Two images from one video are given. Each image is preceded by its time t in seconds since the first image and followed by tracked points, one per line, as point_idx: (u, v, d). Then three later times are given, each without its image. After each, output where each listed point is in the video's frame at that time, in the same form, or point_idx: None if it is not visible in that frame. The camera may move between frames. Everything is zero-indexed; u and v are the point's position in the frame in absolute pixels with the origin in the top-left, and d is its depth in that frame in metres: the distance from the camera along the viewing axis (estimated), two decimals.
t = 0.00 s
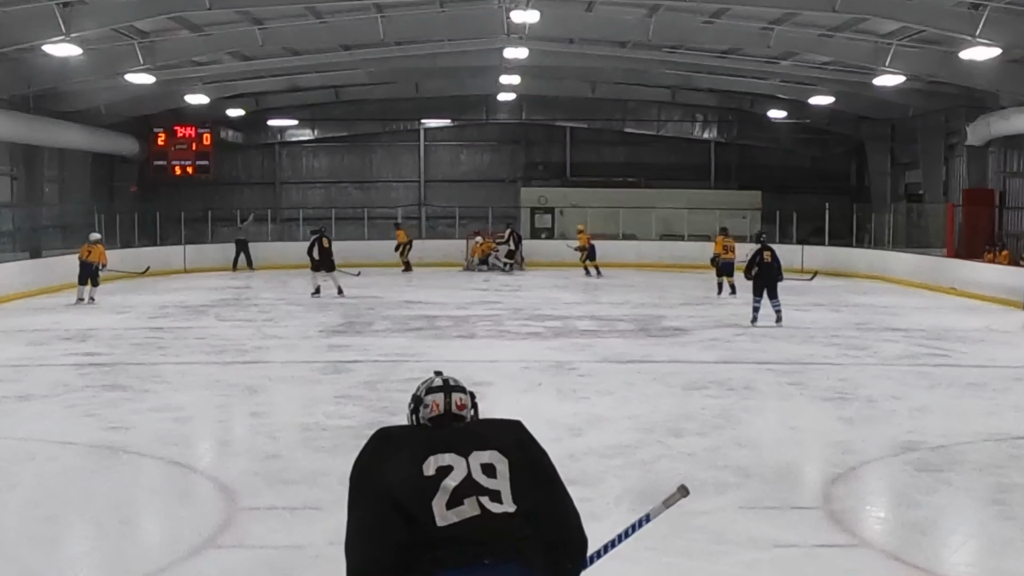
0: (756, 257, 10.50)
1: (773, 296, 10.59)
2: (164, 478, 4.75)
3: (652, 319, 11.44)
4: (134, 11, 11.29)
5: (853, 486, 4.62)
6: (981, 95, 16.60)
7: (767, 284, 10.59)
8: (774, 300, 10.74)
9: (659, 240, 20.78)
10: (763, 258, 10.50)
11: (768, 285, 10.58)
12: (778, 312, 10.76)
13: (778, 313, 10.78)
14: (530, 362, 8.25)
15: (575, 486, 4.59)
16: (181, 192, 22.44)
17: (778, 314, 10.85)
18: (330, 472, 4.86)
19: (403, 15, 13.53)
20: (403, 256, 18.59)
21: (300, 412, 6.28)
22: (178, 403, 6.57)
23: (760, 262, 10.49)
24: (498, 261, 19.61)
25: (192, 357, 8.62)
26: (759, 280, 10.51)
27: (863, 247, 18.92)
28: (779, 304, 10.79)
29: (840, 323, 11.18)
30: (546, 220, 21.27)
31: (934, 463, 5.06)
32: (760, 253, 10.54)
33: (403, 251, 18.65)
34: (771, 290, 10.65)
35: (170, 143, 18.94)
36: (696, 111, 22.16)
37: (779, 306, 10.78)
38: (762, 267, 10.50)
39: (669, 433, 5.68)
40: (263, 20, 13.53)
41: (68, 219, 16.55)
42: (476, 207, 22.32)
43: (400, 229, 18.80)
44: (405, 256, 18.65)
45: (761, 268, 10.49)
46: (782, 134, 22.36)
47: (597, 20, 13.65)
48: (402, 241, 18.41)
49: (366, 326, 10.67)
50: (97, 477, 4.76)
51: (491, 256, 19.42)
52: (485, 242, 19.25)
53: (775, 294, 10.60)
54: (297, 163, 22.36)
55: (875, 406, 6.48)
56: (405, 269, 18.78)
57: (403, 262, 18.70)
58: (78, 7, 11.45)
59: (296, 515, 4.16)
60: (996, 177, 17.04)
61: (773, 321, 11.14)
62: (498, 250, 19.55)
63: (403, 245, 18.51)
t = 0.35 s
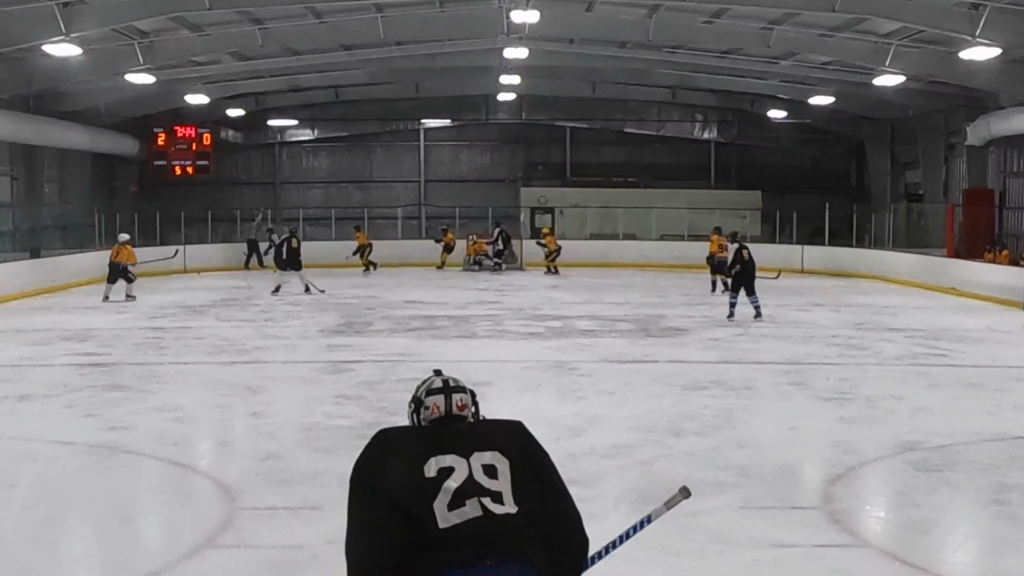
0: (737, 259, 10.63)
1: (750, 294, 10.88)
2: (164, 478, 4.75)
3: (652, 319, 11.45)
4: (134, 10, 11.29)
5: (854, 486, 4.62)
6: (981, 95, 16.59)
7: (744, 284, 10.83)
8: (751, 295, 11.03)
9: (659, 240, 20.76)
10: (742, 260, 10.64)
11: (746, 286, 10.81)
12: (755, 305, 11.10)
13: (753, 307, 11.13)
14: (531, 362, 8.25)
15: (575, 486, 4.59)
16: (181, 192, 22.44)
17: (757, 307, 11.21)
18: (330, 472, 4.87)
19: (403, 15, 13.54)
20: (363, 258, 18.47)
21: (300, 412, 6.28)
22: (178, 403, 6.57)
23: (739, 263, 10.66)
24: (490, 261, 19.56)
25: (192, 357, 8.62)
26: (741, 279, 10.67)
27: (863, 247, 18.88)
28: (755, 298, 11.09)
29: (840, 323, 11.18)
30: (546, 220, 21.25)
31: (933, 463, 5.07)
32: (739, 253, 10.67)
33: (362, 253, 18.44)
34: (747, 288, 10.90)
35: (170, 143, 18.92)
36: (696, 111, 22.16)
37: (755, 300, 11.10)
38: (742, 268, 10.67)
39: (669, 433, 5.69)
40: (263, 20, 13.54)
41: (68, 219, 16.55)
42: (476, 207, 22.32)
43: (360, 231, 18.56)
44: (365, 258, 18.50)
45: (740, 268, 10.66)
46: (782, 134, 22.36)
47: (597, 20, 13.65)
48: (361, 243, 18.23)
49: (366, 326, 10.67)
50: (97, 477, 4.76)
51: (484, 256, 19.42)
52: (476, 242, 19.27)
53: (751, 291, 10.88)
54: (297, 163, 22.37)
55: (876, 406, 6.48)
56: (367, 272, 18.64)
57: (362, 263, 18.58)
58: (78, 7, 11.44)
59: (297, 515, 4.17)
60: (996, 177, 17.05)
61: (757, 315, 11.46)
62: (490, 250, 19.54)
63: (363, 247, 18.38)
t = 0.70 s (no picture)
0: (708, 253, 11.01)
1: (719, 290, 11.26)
2: (164, 478, 4.75)
3: (652, 319, 11.44)
4: (134, 11, 11.29)
5: (853, 486, 4.62)
6: (981, 95, 16.59)
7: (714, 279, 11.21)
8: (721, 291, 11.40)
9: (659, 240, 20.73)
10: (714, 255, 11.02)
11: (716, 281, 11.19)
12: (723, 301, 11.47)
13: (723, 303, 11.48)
14: (531, 362, 8.25)
15: (574, 486, 4.59)
16: (181, 192, 22.44)
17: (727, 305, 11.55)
18: (330, 471, 4.86)
19: (402, 16, 13.53)
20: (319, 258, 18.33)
21: (300, 412, 6.28)
22: (178, 403, 6.57)
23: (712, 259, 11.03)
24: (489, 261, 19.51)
25: (192, 357, 8.62)
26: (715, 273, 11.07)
27: (863, 246, 18.87)
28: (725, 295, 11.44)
29: (840, 323, 11.18)
30: (546, 220, 21.24)
31: (933, 463, 5.06)
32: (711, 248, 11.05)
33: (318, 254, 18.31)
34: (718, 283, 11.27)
35: (170, 143, 18.92)
36: (697, 111, 22.14)
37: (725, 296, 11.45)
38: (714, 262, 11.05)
39: (668, 433, 5.68)
40: (263, 20, 13.54)
41: (69, 219, 16.56)
42: (476, 207, 22.31)
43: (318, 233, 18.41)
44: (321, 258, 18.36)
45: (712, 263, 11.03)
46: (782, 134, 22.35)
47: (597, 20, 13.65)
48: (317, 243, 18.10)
49: (366, 326, 10.67)
50: (97, 477, 4.76)
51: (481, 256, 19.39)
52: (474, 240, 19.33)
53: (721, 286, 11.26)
54: (297, 163, 22.36)
55: (876, 406, 6.47)
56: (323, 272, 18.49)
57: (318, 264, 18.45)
58: (78, 7, 11.44)
59: (297, 515, 4.16)
60: (996, 177, 17.05)
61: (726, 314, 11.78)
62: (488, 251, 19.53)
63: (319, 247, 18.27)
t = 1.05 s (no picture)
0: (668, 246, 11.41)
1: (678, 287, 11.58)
2: (164, 478, 4.75)
3: (652, 319, 11.45)
4: (135, 11, 11.29)
5: (853, 486, 4.62)
6: (981, 96, 16.59)
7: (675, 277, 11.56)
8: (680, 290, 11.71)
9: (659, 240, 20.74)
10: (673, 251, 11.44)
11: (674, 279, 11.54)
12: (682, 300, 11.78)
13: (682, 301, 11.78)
14: (531, 362, 8.25)
15: (574, 486, 4.59)
16: (181, 192, 22.44)
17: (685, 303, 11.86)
18: (330, 472, 4.86)
19: (402, 16, 13.54)
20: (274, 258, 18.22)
21: (299, 412, 6.28)
22: (178, 404, 6.57)
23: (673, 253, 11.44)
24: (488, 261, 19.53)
25: (192, 357, 8.62)
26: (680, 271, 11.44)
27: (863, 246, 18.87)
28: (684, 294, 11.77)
29: (840, 323, 11.18)
30: (546, 220, 21.27)
31: (934, 463, 5.06)
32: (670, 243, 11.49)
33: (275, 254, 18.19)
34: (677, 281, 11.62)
35: (170, 143, 18.92)
36: (697, 111, 22.14)
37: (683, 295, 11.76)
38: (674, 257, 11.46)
39: (668, 433, 5.69)
40: (263, 20, 13.54)
41: (70, 219, 16.56)
42: (476, 207, 22.32)
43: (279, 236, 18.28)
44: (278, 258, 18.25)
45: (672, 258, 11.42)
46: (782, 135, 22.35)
47: (597, 20, 13.65)
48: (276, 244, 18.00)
49: (366, 326, 10.67)
50: (97, 477, 4.76)
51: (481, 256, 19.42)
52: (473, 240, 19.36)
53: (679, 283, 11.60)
54: (297, 163, 22.37)
55: (876, 406, 6.47)
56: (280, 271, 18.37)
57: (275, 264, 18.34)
58: (79, 7, 11.44)
59: (297, 515, 4.16)
60: (996, 177, 17.06)
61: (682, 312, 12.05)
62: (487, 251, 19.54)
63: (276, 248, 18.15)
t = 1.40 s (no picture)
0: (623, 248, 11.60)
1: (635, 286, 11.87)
2: (164, 478, 4.75)
3: (652, 319, 11.44)
4: (135, 11, 11.29)
5: (853, 486, 4.62)
6: (981, 95, 16.59)
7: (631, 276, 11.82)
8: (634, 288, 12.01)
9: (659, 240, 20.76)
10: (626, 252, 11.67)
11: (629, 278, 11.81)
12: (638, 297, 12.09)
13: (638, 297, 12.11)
14: (531, 362, 8.25)
15: (574, 486, 4.59)
16: (181, 192, 22.43)
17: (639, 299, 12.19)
18: (330, 472, 4.86)
19: (402, 16, 13.54)
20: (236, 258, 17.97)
21: (299, 412, 6.28)
22: (178, 403, 6.57)
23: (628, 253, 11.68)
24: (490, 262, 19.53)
25: (192, 357, 8.62)
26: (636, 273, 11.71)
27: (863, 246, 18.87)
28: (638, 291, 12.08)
29: (840, 323, 11.18)
30: (546, 220, 21.26)
31: (934, 463, 5.06)
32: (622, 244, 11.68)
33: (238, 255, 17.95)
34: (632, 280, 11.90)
35: (170, 143, 18.92)
36: (697, 111, 22.13)
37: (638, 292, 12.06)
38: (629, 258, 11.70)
39: (668, 433, 5.69)
40: (263, 20, 13.54)
41: (70, 219, 16.56)
42: (476, 207, 22.31)
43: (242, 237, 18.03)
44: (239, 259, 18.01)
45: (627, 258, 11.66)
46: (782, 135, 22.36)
47: (597, 20, 13.65)
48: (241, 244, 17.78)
49: (366, 326, 10.67)
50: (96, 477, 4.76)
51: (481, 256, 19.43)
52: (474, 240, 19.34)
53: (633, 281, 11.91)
54: (297, 163, 22.38)
55: (876, 406, 6.47)
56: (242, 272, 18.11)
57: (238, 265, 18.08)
58: (79, 7, 11.44)
59: (297, 515, 4.17)
60: (996, 177, 17.06)
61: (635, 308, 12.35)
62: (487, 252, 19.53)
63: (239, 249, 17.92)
